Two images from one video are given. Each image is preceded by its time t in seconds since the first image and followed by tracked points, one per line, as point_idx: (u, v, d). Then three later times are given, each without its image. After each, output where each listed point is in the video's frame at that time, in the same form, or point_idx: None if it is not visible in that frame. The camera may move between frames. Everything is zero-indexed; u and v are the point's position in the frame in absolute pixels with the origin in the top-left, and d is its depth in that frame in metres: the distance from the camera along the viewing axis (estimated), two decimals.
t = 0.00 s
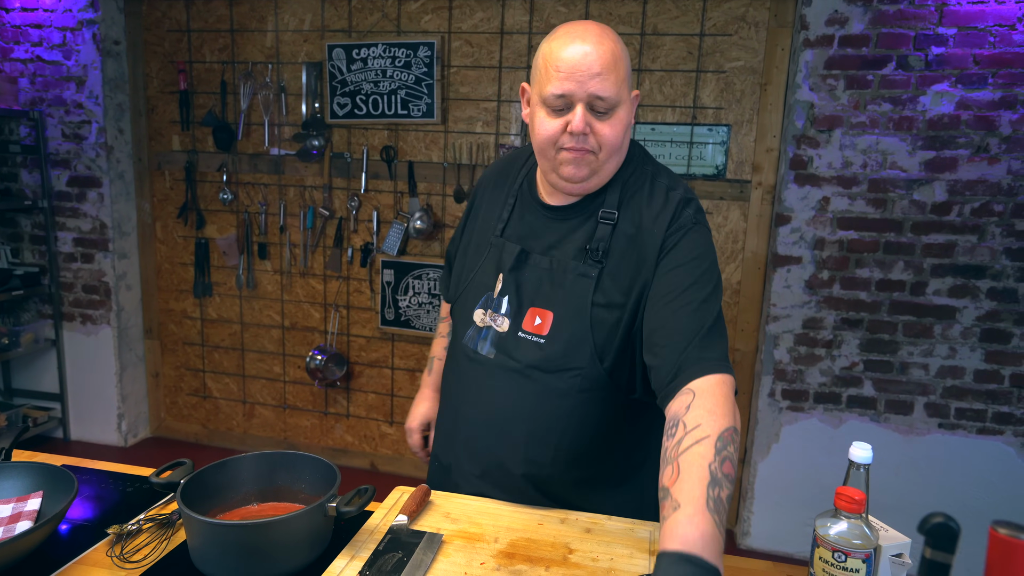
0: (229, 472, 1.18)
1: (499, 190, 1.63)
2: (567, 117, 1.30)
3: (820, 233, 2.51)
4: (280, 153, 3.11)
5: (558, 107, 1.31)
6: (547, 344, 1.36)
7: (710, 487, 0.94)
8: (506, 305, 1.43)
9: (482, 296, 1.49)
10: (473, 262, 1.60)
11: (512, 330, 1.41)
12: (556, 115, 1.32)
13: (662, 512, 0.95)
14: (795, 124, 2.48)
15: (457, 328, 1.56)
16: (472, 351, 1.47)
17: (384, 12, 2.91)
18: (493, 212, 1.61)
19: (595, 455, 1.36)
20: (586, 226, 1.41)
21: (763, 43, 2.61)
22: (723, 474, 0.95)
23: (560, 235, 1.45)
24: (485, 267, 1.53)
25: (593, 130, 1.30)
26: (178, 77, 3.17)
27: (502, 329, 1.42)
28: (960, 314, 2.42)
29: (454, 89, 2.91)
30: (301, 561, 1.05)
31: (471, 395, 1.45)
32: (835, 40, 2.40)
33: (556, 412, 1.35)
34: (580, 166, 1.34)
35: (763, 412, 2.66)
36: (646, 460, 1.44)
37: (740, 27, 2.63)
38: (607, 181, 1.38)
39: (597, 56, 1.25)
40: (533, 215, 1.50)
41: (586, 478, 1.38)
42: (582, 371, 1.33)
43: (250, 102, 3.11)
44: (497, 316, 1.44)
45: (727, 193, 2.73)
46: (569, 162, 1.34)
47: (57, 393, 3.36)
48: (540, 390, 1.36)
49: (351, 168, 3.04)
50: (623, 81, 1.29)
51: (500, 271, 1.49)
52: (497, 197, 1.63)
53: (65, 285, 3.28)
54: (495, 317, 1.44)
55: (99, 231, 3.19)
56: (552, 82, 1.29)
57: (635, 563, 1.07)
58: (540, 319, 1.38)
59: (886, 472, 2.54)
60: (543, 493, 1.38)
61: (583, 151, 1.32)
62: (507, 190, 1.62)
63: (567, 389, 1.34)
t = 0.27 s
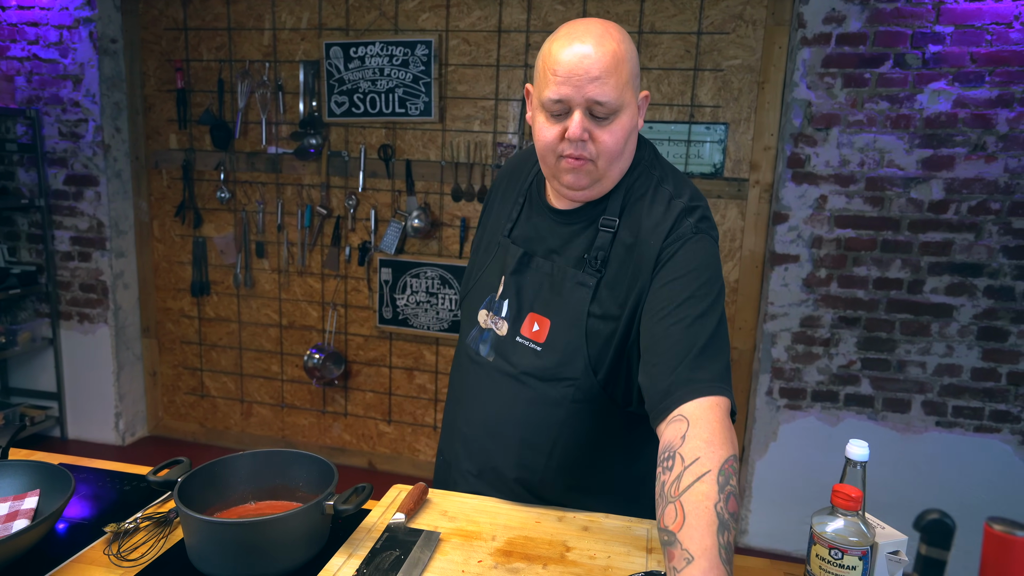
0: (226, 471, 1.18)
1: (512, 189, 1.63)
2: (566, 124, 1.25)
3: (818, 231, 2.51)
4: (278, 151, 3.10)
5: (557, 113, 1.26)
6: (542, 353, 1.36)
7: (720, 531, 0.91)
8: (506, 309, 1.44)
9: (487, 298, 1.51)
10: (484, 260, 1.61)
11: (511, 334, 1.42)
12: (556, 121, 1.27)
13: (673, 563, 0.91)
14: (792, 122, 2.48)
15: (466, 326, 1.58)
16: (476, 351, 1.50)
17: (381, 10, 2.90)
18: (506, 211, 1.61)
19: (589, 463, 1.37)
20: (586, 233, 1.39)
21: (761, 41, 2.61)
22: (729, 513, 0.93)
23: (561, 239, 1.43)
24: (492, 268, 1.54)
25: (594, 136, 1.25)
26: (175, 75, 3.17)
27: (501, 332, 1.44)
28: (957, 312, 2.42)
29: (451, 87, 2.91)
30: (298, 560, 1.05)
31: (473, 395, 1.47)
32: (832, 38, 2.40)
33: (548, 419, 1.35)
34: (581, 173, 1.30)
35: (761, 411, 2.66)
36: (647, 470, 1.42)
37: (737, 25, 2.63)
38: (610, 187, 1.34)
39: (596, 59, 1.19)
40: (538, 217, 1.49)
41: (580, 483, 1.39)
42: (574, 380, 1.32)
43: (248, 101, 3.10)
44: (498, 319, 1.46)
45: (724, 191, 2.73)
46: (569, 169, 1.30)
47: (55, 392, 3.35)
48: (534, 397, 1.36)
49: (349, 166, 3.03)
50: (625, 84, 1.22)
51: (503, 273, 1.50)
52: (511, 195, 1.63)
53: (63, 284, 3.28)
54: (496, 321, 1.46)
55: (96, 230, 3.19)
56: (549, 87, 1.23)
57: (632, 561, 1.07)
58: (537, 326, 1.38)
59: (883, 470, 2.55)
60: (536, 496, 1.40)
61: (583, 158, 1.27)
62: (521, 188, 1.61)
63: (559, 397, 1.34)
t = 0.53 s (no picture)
0: (227, 472, 1.18)
1: (512, 189, 1.63)
2: (563, 123, 1.27)
3: (818, 231, 2.51)
4: (278, 152, 3.10)
5: (554, 113, 1.27)
6: (540, 354, 1.36)
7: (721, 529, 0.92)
8: (504, 310, 1.44)
9: (486, 299, 1.51)
10: (485, 260, 1.62)
11: (509, 335, 1.43)
12: (553, 121, 1.28)
13: (671, 558, 0.92)
14: (792, 122, 2.48)
15: (465, 327, 1.58)
16: (475, 352, 1.50)
17: (381, 10, 2.90)
18: (506, 211, 1.62)
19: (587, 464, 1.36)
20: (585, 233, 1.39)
21: (761, 41, 2.61)
22: (729, 509, 0.93)
23: (559, 239, 1.43)
24: (492, 269, 1.54)
25: (590, 136, 1.26)
26: (175, 76, 3.17)
27: (499, 333, 1.44)
28: (957, 312, 2.42)
29: (452, 88, 2.91)
30: (298, 561, 1.05)
31: (472, 395, 1.48)
32: (832, 38, 2.40)
33: (547, 419, 1.35)
34: (578, 173, 1.31)
35: (761, 411, 2.66)
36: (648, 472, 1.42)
37: (737, 25, 2.63)
38: (607, 187, 1.35)
39: (591, 59, 1.20)
40: (537, 218, 1.49)
41: (579, 484, 1.39)
42: (572, 381, 1.32)
43: (248, 101, 3.10)
44: (496, 320, 1.46)
45: (725, 191, 2.73)
46: (566, 168, 1.31)
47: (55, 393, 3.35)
48: (532, 398, 1.36)
49: (349, 166, 3.03)
50: (621, 83, 1.23)
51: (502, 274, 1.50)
52: (511, 195, 1.63)
53: (63, 284, 3.28)
54: (495, 321, 1.46)
55: (96, 230, 3.19)
56: (546, 87, 1.25)
57: (632, 562, 1.07)
58: (535, 327, 1.38)
59: (884, 471, 2.55)
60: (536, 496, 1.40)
61: (579, 158, 1.29)
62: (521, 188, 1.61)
63: (557, 398, 1.34)
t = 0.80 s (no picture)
0: (228, 476, 1.18)
1: (498, 194, 1.66)
2: (552, 120, 1.32)
3: (820, 234, 2.51)
4: (280, 155, 3.11)
5: (545, 111, 1.33)
6: (536, 347, 1.36)
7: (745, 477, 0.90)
8: (498, 308, 1.45)
9: (477, 299, 1.51)
10: (473, 263, 1.62)
11: (504, 332, 1.43)
12: (543, 119, 1.34)
13: (691, 498, 0.92)
14: (794, 125, 2.48)
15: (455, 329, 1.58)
16: (468, 352, 1.49)
17: (383, 14, 2.91)
18: (493, 215, 1.63)
19: (586, 460, 1.35)
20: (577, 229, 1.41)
21: (762, 44, 2.61)
22: (752, 459, 0.92)
23: (552, 237, 1.45)
24: (482, 270, 1.55)
25: (579, 131, 1.32)
26: (177, 79, 3.18)
27: (494, 331, 1.44)
28: (960, 316, 2.42)
29: (453, 91, 2.91)
30: (299, 565, 1.05)
31: (465, 396, 1.46)
32: (834, 41, 2.40)
33: (545, 414, 1.35)
34: (568, 169, 1.35)
35: (763, 414, 2.66)
36: (645, 468, 1.41)
37: (738, 28, 2.63)
38: (596, 184, 1.39)
39: (579, 58, 1.27)
40: (527, 219, 1.52)
41: (579, 481, 1.37)
42: (571, 374, 1.33)
43: (250, 104, 3.11)
44: (490, 318, 1.46)
45: (726, 194, 2.73)
46: (556, 164, 1.35)
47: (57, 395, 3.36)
48: (529, 393, 1.36)
49: (350, 169, 3.04)
50: (608, 82, 1.30)
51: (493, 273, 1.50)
52: (498, 200, 1.65)
53: (65, 287, 3.28)
54: (489, 320, 1.46)
55: (98, 233, 3.20)
56: (537, 86, 1.31)
57: (634, 566, 1.07)
58: (530, 322, 1.39)
59: (886, 474, 2.54)
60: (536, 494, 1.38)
61: (569, 153, 1.34)
62: (508, 192, 1.64)
63: (555, 392, 1.34)
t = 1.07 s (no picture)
0: (228, 477, 1.18)
1: (464, 193, 1.65)
2: (521, 118, 1.36)
3: (822, 235, 2.50)
4: (281, 156, 3.11)
5: (513, 109, 1.37)
6: (525, 334, 1.35)
7: (723, 403, 1.05)
8: (480, 299, 1.43)
9: (455, 294, 1.49)
10: (444, 262, 1.60)
11: (489, 322, 1.41)
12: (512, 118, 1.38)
13: (674, 406, 1.07)
14: (795, 125, 2.48)
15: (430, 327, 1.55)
16: (448, 347, 1.46)
17: (385, 14, 2.91)
18: (461, 215, 1.62)
19: (578, 443, 1.36)
20: (556, 218, 1.43)
21: (764, 45, 2.61)
22: (733, 392, 1.07)
23: (530, 228, 1.46)
24: (457, 266, 1.53)
25: (546, 129, 1.36)
26: (179, 80, 3.18)
27: (479, 323, 1.42)
28: (962, 316, 2.41)
29: (455, 91, 2.90)
30: (299, 565, 1.04)
31: (450, 391, 1.44)
32: (835, 41, 2.40)
33: (538, 400, 1.34)
34: (538, 166, 1.39)
35: (765, 415, 2.65)
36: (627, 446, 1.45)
37: (740, 29, 2.63)
38: (566, 179, 1.43)
39: (545, 58, 1.31)
40: (502, 214, 1.52)
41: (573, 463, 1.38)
42: (562, 356, 1.33)
43: (251, 105, 3.11)
44: (473, 310, 1.44)
45: (728, 195, 2.73)
46: (526, 161, 1.39)
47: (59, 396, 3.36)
48: (519, 380, 1.35)
49: (352, 170, 3.04)
50: (572, 80, 1.34)
51: (472, 267, 1.49)
52: (463, 200, 1.64)
53: (67, 288, 3.28)
54: (471, 311, 1.44)
55: (100, 234, 3.20)
56: (505, 87, 1.35)
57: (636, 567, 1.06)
58: (516, 309, 1.38)
59: (889, 475, 2.53)
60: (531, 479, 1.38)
61: (539, 150, 1.37)
62: (474, 192, 1.63)
63: (546, 375, 1.33)
